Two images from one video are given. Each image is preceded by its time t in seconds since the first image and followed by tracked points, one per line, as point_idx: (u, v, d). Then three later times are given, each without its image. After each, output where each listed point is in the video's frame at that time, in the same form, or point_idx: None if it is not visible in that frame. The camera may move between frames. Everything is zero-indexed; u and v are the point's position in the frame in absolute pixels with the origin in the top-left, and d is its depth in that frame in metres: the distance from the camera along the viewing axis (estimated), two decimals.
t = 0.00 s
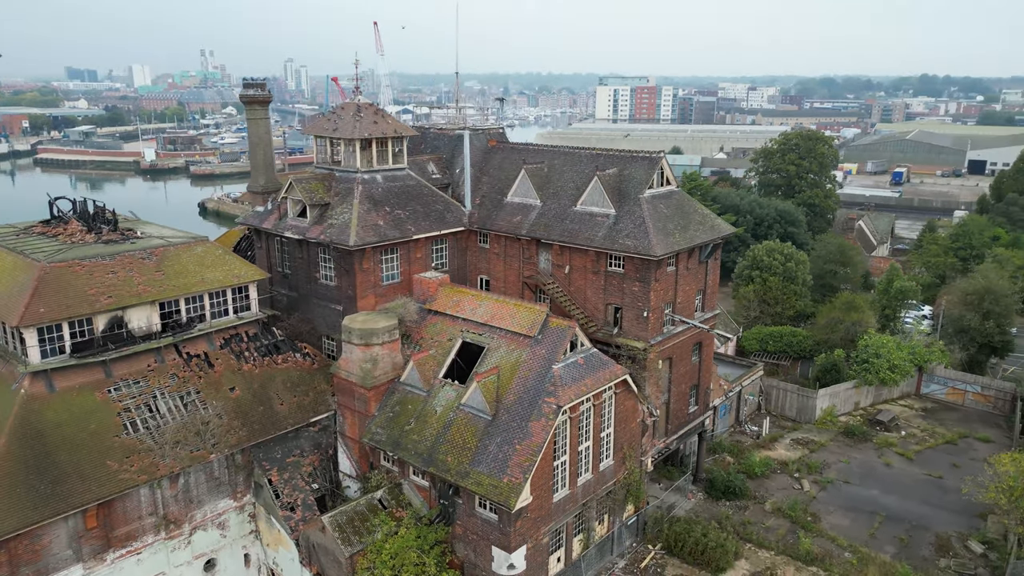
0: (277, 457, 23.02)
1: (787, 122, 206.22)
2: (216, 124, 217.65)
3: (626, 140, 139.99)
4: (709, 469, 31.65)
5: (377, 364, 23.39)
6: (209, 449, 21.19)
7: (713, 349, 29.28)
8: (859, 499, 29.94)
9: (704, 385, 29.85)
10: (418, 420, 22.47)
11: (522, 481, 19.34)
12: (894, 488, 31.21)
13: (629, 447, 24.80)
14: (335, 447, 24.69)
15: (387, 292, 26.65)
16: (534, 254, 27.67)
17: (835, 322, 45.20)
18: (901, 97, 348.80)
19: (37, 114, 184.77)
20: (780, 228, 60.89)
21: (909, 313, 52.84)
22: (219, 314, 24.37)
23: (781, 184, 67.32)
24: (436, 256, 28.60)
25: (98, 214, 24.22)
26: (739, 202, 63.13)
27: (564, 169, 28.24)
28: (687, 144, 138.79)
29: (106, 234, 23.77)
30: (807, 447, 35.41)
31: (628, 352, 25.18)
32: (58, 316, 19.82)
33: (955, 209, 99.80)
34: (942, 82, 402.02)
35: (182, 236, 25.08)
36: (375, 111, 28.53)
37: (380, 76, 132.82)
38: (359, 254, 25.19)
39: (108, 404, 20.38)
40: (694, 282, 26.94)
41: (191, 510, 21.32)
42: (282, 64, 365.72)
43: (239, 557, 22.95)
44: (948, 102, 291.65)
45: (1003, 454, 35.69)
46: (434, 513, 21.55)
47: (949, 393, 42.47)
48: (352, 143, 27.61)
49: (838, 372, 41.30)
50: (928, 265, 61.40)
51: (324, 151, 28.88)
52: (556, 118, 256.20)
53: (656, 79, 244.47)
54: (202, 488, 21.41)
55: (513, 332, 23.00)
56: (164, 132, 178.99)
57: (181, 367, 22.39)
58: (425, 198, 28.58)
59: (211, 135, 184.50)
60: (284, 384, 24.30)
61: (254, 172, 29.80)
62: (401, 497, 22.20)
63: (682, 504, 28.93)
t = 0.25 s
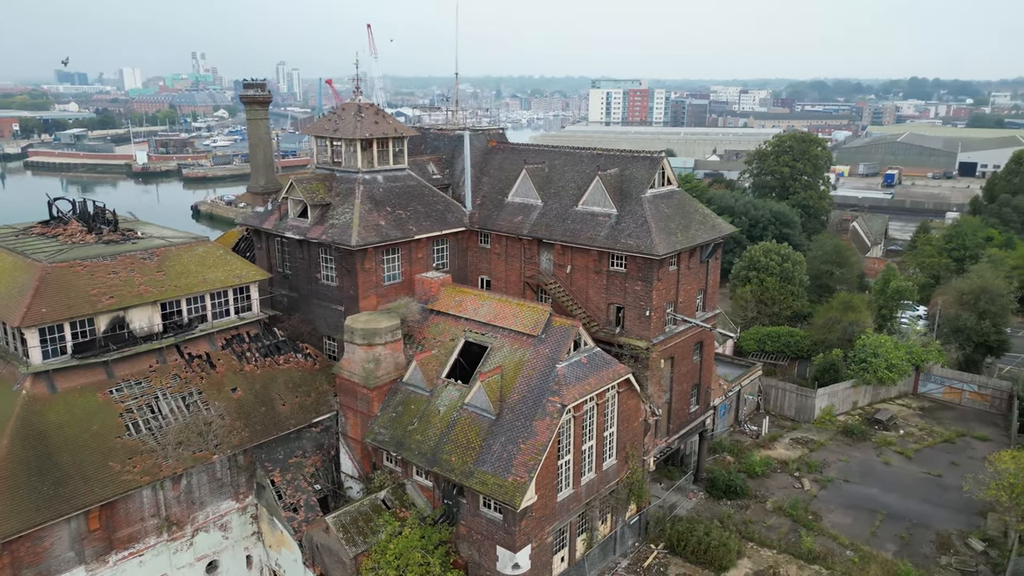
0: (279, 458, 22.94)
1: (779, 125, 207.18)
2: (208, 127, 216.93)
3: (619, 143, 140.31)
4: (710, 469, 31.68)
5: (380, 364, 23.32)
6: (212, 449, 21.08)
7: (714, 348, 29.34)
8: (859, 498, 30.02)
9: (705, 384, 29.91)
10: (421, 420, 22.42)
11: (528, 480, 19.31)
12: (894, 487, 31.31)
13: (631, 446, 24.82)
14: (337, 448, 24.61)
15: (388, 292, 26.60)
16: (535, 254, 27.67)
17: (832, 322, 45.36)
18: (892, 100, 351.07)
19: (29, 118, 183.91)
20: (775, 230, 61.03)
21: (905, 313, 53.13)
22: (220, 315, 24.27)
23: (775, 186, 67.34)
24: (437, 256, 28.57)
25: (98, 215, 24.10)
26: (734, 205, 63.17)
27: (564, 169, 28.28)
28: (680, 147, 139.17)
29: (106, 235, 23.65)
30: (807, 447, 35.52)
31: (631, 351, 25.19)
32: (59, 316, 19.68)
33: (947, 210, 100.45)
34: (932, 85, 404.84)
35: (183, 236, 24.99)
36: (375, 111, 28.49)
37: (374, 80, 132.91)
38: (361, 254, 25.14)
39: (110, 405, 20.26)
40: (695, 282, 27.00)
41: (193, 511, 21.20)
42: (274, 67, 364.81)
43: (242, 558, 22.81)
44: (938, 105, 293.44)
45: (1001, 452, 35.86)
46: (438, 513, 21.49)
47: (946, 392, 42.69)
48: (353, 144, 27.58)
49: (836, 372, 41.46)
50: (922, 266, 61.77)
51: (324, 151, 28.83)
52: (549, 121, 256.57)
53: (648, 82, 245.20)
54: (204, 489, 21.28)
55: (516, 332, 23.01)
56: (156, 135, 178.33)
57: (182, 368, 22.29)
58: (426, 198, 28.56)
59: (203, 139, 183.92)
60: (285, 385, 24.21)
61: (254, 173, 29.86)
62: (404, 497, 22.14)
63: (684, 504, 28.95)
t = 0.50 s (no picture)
0: (280, 458, 22.92)
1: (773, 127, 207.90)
2: (201, 130, 216.32)
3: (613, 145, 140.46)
4: (710, 468, 31.70)
5: (381, 364, 23.27)
6: (213, 450, 20.99)
7: (714, 347, 29.39)
8: (859, 497, 30.10)
9: (705, 384, 29.96)
10: (423, 420, 22.39)
11: (531, 479, 19.29)
12: (893, 486, 31.40)
13: (633, 446, 24.83)
14: (338, 448, 24.55)
15: (389, 292, 26.56)
16: (536, 254, 27.68)
17: (830, 322, 45.49)
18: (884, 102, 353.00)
19: (21, 120, 182.92)
20: (771, 231, 61.18)
21: (901, 313, 53.34)
22: (221, 315, 24.20)
23: (770, 187, 67.50)
24: (437, 256, 28.54)
25: (98, 215, 24.00)
26: (730, 206, 63.89)
27: (565, 169, 28.32)
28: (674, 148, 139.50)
29: (106, 235, 23.55)
30: (806, 446, 35.59)
31: (632, 351, 25.22)
32: (60, 317, 19.59)
33: (939, 212, 101.01)
34: (924, 87, 406.87)
35: (183, 237, 24.90)
36: (376, 111, 28.46)
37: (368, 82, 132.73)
38: (362, 254, 25.10)
39: (111, 406, 20.17)
40: (695, 281, 27.05)
41: (194, 512, 21.10)
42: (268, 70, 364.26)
43: (243, 559, 22.71)
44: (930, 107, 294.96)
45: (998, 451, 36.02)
46: (441, 512, 21.45)
47: (943, 392, 42.89)
48: (353, 144, 27.54)
49: (835, 372, 41.59)
50: (917, 266, 62.09)
51: (324, 151, 28.77)
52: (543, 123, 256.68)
53: (642, 85, 245.71)
54: (205, 490, 21.19)
55: (518, 331, 23.01)
56: (149, 138, 177.75)
57: (183, 368, 22.21)
58: (426, 198, 28.54)
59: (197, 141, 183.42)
60: (286, 385, 24.14)
61: (254, 172, 29.95)
62: (406, 497, 22.09)
63: (685, 503, 28.96)
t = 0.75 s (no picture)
0: (292, 461, 22.81)
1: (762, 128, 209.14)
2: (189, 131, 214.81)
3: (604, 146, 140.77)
4: (718, 468, 31.70)
5: (394, 365, 23.11)
6: (226, 453, 20.76)
7: (722, 347, 29.40)
8: (866, 495, 30.21)
9: (713, 384, 29.97)
10: (437, 421, 22.26)
11: (549, 480, 19.20)
12: (899, 484, 31.55)
13: (645, 446, 24.79)
14: (349, 450, 24.39)
15: (398, 293, 26.41)
16: (545, 254, 27.61)
17: (830, 321, 45.65)
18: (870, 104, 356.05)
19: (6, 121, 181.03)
20: (766, 231, 61.37)
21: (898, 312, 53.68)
22: (231, 317, 23.96)
23: (765, 188, 67.71)
24: (445, 257, 28.42)
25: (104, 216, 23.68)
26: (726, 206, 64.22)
27: (573, 169, 28.27)
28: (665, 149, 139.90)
29: (113, 236, 23.24)
30: (811, 445, 35.69)
31: (644, 351, 25.21)
32: (71, 319, 19.31)
33: (930, 212, 101.74)
34: (911, 88, 410.38)
35: (191, 238, 24.64)
36: (383, 111, 28.31)
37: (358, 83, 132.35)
38: (372, 255, 24.94)
39: (123, 409, 19.92)
40: (705, 281, 27.06)
41: (207, 516, 20.86)
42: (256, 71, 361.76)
43: (254, 563, 22.47)
44: (917, 108, 297.18)
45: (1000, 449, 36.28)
46: (456, 514, 21.31)
47: (944, 390, 43.18)
48: (361, 144, 27.37)
49: (837, 371, 41.76)
50: (912, 266, 62.57)
51: (331, 151, 28.58)
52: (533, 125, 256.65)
53: (632, 86, 246.46)
54: (217, 494, 20.95)
55: (531, 332, 22.92)
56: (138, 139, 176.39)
57: (194, 370, 21.97)
58: (434, 198, 28.41)
59: (186, 142, 182.19)
60: (297, 387, 23.95)
61: (259, 173, 29.77)
62: (420, 500, 21.93)
63: (694, 503, 28.93)
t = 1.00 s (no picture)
0: (294, 462, 22.75)
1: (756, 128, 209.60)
2: (182, 131, 214.12)
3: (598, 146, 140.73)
4: (719, 467, 31.73)
5: (396, 365, 23.04)
6: (229, 454, 20.65)
7: (724, 346, 29.41)
8: (867, 494, 30.26)
9: (715, 383, 29.99)
10: (440, 422, 22.21)
11: (553, 480, 19.15)
12: (899, 482, 31.61)
13: (647, 445, 24.80)
14: (352, 451, 24.33)
15: (400, 293, 26.37)
16: (547, 254, 27.59)
17: (829, 321, 45.71)
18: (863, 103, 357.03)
19: None
20: (762, 231, 61.36)
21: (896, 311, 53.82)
22: (232, 317, 23.86)
23: (760, 187, 67.62)
24: (446, 257, 28.38)
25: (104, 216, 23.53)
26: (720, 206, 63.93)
27: (575, 169, 28.25)
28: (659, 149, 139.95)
29: (114, 236, 23.11)
30: (811, 444, 35.76)
31: (646, 351, 25.21)
32: (73, 320, 19.18)
33: (923, 211, 102.12)
34: (905, 88, 411.82)
35: (192, 239, 24.53)
36: (384, 111, 28.24)
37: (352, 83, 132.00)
38: (374, 255, 24.87)
39: (125, 411, 19.81)
40: (707, 280, 27.08)
41: (209, 518, 20.77)
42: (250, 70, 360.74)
43: (257, 565, 22.39)
44: (910, 108, 298.24)
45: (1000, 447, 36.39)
46: (460, 515, 21.27)
47: (942, 389, 43.31)
48: (362, 144, 27.31)
49: (836, 370, 41.86)
50: (907, 265, 62.78)
51: (331, 152, 28.50)
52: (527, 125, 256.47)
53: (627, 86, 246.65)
54: (220, 495, 20.86)
55: (534, 332, 22.89)
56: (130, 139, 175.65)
57: (196, 371, 21.88)
58: (435, 198, 28.36)
59: (179, 142, 181.48)
60: (299, 388, 23.87)
61: (260, 173, 29.46)
62: (424, 500, 21.87)
63: (695, 502, 28.95)
